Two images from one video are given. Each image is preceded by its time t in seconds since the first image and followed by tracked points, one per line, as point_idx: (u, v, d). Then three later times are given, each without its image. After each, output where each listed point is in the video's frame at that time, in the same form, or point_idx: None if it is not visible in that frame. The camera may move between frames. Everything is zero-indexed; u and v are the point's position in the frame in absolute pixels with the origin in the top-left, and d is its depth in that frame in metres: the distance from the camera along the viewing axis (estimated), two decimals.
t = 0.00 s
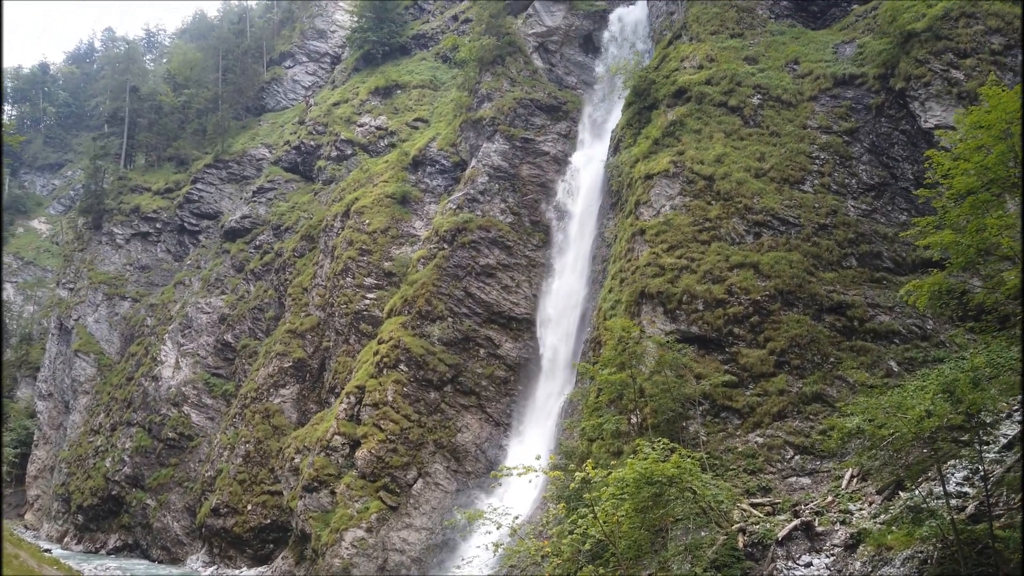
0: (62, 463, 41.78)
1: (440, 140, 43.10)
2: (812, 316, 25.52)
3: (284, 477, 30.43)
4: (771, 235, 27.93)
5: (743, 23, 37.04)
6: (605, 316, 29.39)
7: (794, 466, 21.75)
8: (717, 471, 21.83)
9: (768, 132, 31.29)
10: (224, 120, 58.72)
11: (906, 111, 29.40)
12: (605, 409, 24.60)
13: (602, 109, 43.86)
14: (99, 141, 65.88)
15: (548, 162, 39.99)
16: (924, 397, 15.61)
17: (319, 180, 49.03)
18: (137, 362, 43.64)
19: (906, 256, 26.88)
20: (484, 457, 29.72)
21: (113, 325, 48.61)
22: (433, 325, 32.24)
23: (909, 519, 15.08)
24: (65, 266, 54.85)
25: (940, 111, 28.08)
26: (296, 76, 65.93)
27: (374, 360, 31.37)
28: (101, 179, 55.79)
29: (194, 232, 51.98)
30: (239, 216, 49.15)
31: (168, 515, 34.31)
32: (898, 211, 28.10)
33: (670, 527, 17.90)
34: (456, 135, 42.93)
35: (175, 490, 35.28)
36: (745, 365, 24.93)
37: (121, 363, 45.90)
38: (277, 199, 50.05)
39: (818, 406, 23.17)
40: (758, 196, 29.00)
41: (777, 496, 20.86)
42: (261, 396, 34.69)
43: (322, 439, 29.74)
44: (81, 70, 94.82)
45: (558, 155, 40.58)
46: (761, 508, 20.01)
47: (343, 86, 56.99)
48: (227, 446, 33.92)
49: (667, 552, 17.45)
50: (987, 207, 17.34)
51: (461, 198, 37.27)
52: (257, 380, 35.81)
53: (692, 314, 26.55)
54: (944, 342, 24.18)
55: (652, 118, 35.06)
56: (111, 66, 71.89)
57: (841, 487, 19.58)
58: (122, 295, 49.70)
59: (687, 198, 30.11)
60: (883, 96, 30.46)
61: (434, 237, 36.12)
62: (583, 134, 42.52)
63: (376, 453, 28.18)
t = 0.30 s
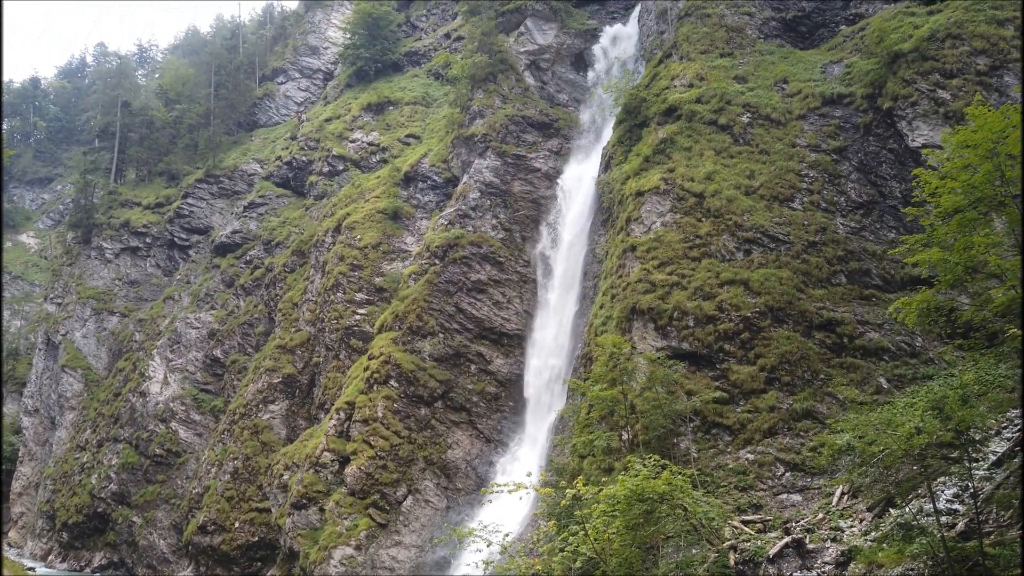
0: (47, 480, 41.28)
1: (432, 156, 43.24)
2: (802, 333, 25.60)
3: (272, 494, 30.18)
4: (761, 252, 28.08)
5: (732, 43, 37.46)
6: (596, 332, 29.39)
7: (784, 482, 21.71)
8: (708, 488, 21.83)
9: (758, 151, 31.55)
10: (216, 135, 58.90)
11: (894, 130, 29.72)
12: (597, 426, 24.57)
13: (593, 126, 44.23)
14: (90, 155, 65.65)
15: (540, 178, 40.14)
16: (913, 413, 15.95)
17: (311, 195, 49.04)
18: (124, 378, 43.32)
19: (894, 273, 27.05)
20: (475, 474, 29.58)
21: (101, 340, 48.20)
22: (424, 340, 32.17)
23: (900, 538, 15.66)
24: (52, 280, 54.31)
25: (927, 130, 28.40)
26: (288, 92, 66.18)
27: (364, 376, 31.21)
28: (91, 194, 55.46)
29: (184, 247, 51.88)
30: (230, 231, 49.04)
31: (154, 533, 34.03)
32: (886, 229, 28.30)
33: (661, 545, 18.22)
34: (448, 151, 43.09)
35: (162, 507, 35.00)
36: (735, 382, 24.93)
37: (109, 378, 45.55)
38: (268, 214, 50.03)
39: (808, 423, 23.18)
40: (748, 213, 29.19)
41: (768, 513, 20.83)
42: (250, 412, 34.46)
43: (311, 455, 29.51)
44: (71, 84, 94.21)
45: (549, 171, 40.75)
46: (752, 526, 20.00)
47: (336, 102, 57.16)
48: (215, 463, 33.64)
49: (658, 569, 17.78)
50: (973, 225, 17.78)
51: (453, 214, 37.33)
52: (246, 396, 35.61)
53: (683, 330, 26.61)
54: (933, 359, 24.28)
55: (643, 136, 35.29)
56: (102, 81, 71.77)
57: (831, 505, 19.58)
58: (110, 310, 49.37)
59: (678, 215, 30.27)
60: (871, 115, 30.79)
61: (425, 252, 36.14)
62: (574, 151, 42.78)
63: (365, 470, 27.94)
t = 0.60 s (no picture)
0: (34, 493, 40.80)
1: (425, 167, 43.32)
2: (794, 344, 25.66)
3: (263, 506, 29.96)
4: (753, 264, 28.18)
5: (723, 57, 37.76)
6: (588, 343, 29.37)
7: (777, 495, 21.69)
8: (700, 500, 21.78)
9: (749, 163, 31.73)
10: (208, 145, 59.24)
11: (883, 143, 29.95)
12: (589, 438, 24.56)
13: (586, 141, 44.46)
14: (81, 166, 65.33)
15: (533, 190, 40.21)
16: (905, 425, 16.08)
17: (304, 206, 49.04)
18: (114, 389, 42.99)
19: (885, 285, 27.20)
20: (467, 486, 29.47)
21: (90, 351, 47.85)
22: (416, 352, 32.13)
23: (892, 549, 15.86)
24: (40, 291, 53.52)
25: (917, 143, 28.62)
26: (281, 103, 66.30)
27: (356, 388, 31.10)
28: (82, 205, 55.16)
29: (176, 257, 51.88)
30: (222, 242, 48.97)
31: (143, 546, 33.84)
32: (877, 241, 28.46)
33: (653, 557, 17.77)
34: (441, 163, 43.19)
35: (151, 520, 34.80)
36: (728, 394, 24.93)
37: (98, 390, 45.18)
38: (260, 225, 49.97)
39: (800, 434, 23.17)
40: (740, 225, 29.33)
41: (760, 525, 20.78)
42: (240, 424, 34.26)
43: (302, 468, 29.35)
44: (64, 94, 92.70)
45: (542, 183, 40.85)
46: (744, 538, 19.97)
47: (329, 113, 57.25)
48: (204, 475, 33.40)
49: None
50: (964, 237, 18.27)
51: (446, 225, 37.42)
52: (237, 408, 35.43)
53: (675, 342, 26.64)
54: (924, 371, 24.36)
55: (635, 148, 35.45)
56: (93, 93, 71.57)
57: (824, 517, 19.58)
58: (100, 320, 49.04)
59: (670, 226, 30.37)
60: (861, 129, 31.04)
61: (418, 263, 36.15)
62: (567, 163, 42.96)
63: (357, 482, 27.81)
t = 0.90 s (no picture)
0: (20, 509, 40.29)
1: (417, 181, 43.42)
2: (785, 359, 25.72)
3: (252, 522, 29.71)
4: (744, 279, 28.29)
5: (714, 73, 38.08)
6: (581, 357, 29.35)
7: (769, 509, 21.65)
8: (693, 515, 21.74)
9: (740, 179, 31.90)
10: (201, 158, 59.41)
11: (873, 159, 30.18)
12: (581, 453, 24.51)
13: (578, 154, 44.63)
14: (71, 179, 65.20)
15: (525, 204, 40.30)
16: (896, 440, 16.47)
17: (296, 219, 49.02)
18: (103, 404, 42.68)
19: (876, 300, 27.31)
20: (459, 501, 29.34)
21: (79, 365, 47.48)
22: (408, 365, 32.05)
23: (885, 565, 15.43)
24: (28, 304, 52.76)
25: (906, 159, 28.83)
26: (274, 117, 66.38)
27: (348, 402, 30.99)
28: (73, 217, 54.93)
29: (166, 270, 51.83)
30: (213, 255, 48.93)
31: (130, 562, 33.60)
32: (867, 256, 28.61)
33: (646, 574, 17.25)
34: (434, 176, 43.31)
35: (139, 536, 34.55)
36: (720, 408, 24.92)
37: (87, 404, 44.84)
38: (252, 238, 49.98)
39: (792, 449, 23.17)
40: (731, 239, 29.46)
41: (752, 540, 20.75)
42: (230, 439, 34.07)
43: (292, 482, 29.15)
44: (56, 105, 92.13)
45: (535, 197, 40.96)
46: (737, 553, 19.95)
47: (322, 126, 57.34)
48: (194, 490, 33.17)
49: None
50: (953, 252, 18.38)
51: (438, 239, 37.48)
52: (227, 422, 35.25)
53: (668, 356, 26.66)
54: (914, 386, 24.43)
55: (627, 162, 35.61)
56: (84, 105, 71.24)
57: (816, 532, 19.57)
58: (90, 334, 48.72)
59: (662, 241, 30.47)
60: (850, 145, 31.29)
61: (410, 277, 36.16)
62: (559, 176, 43.08)
63: (348, 497, 27.68)
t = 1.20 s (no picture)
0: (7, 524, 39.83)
1: (411, 194, 43.51)
2: (778, 372, 25.74)
3: (242, 537, 29.47)
4: (736, 292, 28.38)
5: (707, 88, 38.37)
6: (574, 371, 29.31)
7: (763, 523, 21.59)
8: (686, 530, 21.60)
9: (732, 193, 32.07)
10: (194, 171, 59.31)
11: (864, 173, 30.41)
12: (573, 468, 24.45)
13: (573, 168, 44.98)
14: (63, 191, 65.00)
15: (518, 217, 40.39)
16: (889, 453, 16.50)
17: (289, 232, 49.00)
18: (93, 417, 42.36)
19: (867, 314, 27.42)
20: (451, 516, 29.19)
21: (69, 378, 47.12)
22: (401, 379, 31.95)
23: None
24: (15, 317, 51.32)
25: (896, 174, 29.06)
26: (268, 129, 66.49)
27: (340, 415, 30.86)
28: (64, 229, 54.71)
29: (158, 283, 51.51)
30: (205, 268, 48.89)
31: None
32: (858, 270, 28.75)
33: None
34: (428, 190, 43.39)
35: (128, 551, 34.27)
36: (713, 422, 24.89)
37: (77, 418, 44.49)
38: (245, 251, 49.96)
39: (785, 463, 23.13)
40: (724, 253, 29.59)
41: (746, 554, 20.69)
42: (221, 452, 33.90)
43: (284, 497, 28.95)
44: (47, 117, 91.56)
45: (528, 210, 41.05)
46: (730, 568, 20.01)
47: (316, 139, 57.45)
48: (183, 505, 32.93)
49: None
50: (944, 266, 18.63)
51: (431, 252, 37.48)
52: (217, 436, 35.07)
53: (661, 369, 26.65)
54: (907, 399, 24.46)
55: (620, 176, 35.77)
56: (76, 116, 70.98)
57: (809, 546, 19.52)
58: (80, 347, 48.39)
59: (655, 254, 30.56)
60: (841, 159, 31.49)
61: (403, 290, 36.15)
62: (553, 190, 43.25)
63: (339, 512, 27.48)
